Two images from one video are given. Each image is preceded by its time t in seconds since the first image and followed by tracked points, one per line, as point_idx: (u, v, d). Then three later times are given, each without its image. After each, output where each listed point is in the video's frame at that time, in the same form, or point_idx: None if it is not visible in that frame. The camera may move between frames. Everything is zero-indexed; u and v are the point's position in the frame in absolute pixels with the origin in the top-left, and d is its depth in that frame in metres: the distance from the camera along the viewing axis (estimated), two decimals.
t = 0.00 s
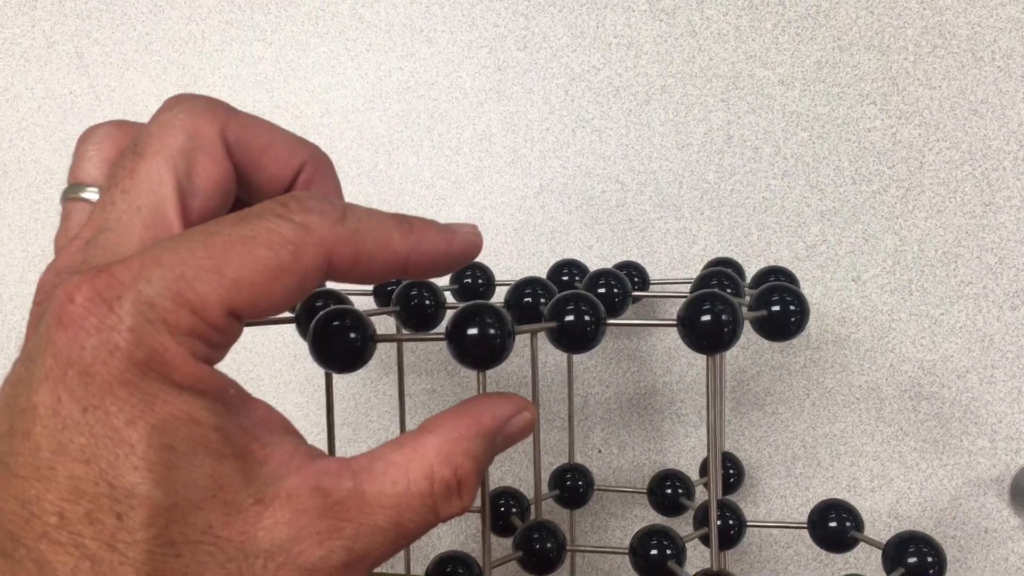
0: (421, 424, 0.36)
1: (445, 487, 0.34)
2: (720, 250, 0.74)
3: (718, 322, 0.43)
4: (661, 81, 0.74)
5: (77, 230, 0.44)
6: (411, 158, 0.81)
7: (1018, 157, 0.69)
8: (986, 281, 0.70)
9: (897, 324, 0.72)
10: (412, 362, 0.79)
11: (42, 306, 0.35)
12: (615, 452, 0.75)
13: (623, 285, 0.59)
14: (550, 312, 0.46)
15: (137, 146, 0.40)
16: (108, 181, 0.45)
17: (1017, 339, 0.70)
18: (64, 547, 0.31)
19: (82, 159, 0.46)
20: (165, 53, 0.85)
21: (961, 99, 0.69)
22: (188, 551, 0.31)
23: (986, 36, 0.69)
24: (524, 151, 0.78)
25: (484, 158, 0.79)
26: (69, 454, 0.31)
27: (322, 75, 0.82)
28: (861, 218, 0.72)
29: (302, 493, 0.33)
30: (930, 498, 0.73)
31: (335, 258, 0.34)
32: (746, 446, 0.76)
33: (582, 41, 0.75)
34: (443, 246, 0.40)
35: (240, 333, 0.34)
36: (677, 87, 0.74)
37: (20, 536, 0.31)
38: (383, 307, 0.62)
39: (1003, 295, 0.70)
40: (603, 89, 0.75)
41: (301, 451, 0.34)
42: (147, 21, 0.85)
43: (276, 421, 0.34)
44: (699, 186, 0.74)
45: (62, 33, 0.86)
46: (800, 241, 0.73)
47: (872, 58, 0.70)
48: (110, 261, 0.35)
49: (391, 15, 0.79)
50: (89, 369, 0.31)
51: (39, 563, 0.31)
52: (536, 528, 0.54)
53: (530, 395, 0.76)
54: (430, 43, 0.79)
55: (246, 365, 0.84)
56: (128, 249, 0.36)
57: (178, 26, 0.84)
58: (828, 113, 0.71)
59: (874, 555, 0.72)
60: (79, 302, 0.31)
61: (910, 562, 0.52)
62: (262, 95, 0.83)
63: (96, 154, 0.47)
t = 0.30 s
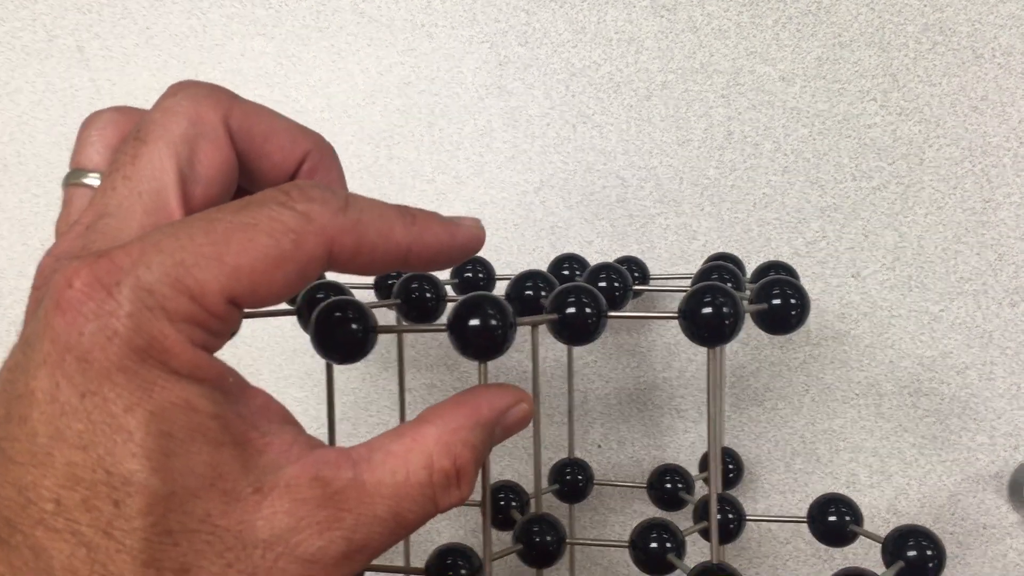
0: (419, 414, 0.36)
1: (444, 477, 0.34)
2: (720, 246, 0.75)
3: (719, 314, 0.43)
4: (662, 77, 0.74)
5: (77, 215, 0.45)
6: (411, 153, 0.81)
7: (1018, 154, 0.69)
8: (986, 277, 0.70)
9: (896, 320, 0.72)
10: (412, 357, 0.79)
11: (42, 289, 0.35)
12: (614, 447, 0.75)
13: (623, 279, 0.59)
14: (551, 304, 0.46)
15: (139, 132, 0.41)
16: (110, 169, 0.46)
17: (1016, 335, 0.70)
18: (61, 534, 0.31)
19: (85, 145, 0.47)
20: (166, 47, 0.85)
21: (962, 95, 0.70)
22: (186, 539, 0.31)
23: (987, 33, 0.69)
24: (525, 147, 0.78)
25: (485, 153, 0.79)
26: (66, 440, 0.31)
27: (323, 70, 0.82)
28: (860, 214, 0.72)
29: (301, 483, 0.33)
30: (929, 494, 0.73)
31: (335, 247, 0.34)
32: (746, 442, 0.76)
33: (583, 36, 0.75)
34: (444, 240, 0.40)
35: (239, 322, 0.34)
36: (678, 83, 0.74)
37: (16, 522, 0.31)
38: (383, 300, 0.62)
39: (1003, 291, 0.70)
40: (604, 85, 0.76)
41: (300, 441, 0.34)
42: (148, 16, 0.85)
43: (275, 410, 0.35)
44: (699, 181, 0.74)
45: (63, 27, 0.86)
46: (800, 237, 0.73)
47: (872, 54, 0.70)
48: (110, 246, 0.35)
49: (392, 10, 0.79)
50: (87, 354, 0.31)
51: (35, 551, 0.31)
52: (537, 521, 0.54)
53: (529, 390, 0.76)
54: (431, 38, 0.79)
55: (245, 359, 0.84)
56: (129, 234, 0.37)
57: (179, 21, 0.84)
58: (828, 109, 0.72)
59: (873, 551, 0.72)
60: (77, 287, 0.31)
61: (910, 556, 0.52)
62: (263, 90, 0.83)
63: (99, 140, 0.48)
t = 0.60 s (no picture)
0: (423, 411, 0.36)
1: (448, 474, 0.34)
2: (717, 244, 0.75)
3: (716, 311, 0.43)
4: (659, 75, 0.74)
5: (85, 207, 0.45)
6: (408, 151, 0.81)
7: (1013, 154, 0.69)
8: (981, 276, 0.71)
9: (893, 319, 0.72)
10: (409, 354, 0.79)
11: (49, 281, 0.35)
12: (610, 445, 0.75)
13: (620, 276, 0.59)
14: (548, 301, 0.46)
15: (149, 126, 0.41)
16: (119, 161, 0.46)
17: (1011, 334, 0.70)
18: (64, 526, 0.31)
19: (95, 137, 0.47)
20: (163, 44, 0.85)
21: (958, 95, 0.70)
22: (190, 534, 0.31)
23: (983, 32, 0.69)
24: (522, 145, 0.78)
25: (482, 151, 0.79)
26: (71, 432, 0.31)
27: (321, 68, 0.82)
28: (857, 213, 0.72)
29: (306, 479, 0.33)
30: (925, 492, 0.73)
31: (344, 245, 0.34)
32: (742, 440, 0.76)
33: (580, 35, 0.75)
34: (454, 240, 0.40)
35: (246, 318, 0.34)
36: (675, 81, 0.74)
37: (20, 514, 0.31)
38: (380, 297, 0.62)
39: (998, 290, 0.70)
40: (601, 83, 0.76)
41: (304, 438, 0.35)
42: (145, 12, 0.84)
43: (279, 407, 0.35)
44: (696, 180, 0.74)
45: (60, 24, 0.86)
46: (797, 236, 0.73)
47: (869, 54, 0.71)
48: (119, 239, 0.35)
49: (389, 7, 0.79)
50: (95, 347, 0.31)
51: (38, 542, 0.31)
52: (533, 517, 0.54)
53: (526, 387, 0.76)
54: (429, 36, 0.79)
55: (242, 357, 0.83)
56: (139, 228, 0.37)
57: (176, 18, 0.84)
58: (825, 108, 0.72)
59: (868, 549, 0.72)
60: (86, 279, 0.31)
61: (905, 553, 0.52)
62: (260, 87, 0.83)
63: (109, 133, 0.48)
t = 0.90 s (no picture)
0: (422, 406, 0.36)
1: (447, 469, 0.34)
2: (713, 246, 0.75)
3: (711, 315, 0.43)
4: (655, 77, 0.74)
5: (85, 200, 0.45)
6: (405, 153, 0.81)
7: (1009, 155, 0.69)
8: (978, 278, 0.71)
9: (889, 321, 0.72)
10: (405, 357, 0.79)
11: (50, 272, 0.35)
12: (607, 447, 0.75)
13: (616, 279, 0.59)
14: (543, 305, 0.46)
15: (151, 118, 0.41)
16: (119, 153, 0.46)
17: (1007, 336, 0.70)
18: (62, 520, 0.31)
19: (96, 129, 0.47)
20: (158, 47, 0.84)
21: (953, 96, 0.70)
22: (189, 528, 0.31)
23: (978, 34, 0.69)
24: (518, 147, 0.78)
25: (478, 153, 0.79)
26: (70, 426, 0.31)
27: (316, 70, 0.82)
28: (853, 215, 0.72)
29: (306, 473, 0.33)
30: (921, 494, 0.73)
31: (346, 240, 0.34)
32: (739, 442, 0.76)
33: (576, 37, 0.75)
34: (457, 235, 0.40)
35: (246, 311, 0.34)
36: (671, 83, 0.74)
37: (18, 508, 0.31)
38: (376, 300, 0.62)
39: (994, 292, 0.70)
40: (597, 85, 0.75)
41: (305, 432, 0.34)
42: (141, 15, 0.84)
43: (280, 401, 0.34)
44: (692, 182, 0.74)
45: (56, 27, 0.86)
46: (793, 237, 0.73)
47: (865, 55, 0.71)
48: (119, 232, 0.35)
49: (385, 9, 0.79)
50: (94, 340, 0.31)
51: (36, 536, 0.31)
52: (529, 521, 0.54)
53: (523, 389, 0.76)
54: (424, 38, 0.79)
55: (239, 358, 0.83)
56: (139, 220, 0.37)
57: (172, 21, 0.84)
58: (821, 110, 0.72)
59: (865, 551, 0.72)
60: (85, 271, 0.31)
61: (900, 557, 0.52)
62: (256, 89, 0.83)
63: (110, 125, 0.47)
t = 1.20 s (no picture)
0: (424, 402, 0.35)
1: (450, 466, 0.34)
2: (719, 241, 0.74)
3: (717, 312, 0.43)
4: (661, 71, 0.74)
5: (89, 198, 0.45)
6: (409, 147, 0.80)
7: (1017, 150, 0.69)
8: (985, 274, 0.70)
9: (896, 317, 0.72)
10: (410, 352, 0.78)
11: (53, 270, 0.35)
12: (611, 442, 0.75)
13: (621, 275, 0.59)
14: (549, 301, 0.46)
15: (155, 116, 0.41)
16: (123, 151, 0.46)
17: (1014, 332, 0.70)
18: (66, 517, 0.31)
19: (100, 128, 0.47)
20: (162, 40, 0.84)
21: (962, 91, 0.69)
22: (192, 525, 0.31)
23: (987, 28, 0.68)
24: (523, 141, 0.77)
25: (483, 148, 0.79)
26: (73, 423, 0.31)
27: (321, 63, 0.81)
28: (860, 210, 0.71)
29: (309, 470, 0.33)
30: (927, 490, 0.73)
31: (349, 238, 0.34)
32: (744, 438, 0.76)
33: (582, 30, 0.75)
34: (462, 234, 0.39)
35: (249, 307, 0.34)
36: (677, 77, 0.73)
37: (22, 505, 0.31)
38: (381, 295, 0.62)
39: (1002, 288, 0.70)
40: (603, 79, 0.75)
41: (308, 429, 0.34)
42: (145, 7, 0.84)
43: (282, 398, 0.35)
44: (698, 177, 0.74)
45: (60, 20, 0.85)
46: (799, 233, 0.73)
47: (872, 49, 0.70)
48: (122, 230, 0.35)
49: (390, 2, 0.79)
50: (97, 337, 0.31)
51: (40, 533, 0.31)
52: (534, 517, 0.54)
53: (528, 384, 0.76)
54: (429, 31, 0.78)
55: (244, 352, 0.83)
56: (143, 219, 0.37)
57: (176, 14, 0.84)
58: (828, 104, 0.71)
59: (870, 547, 0.72)
60: (88, 268, 0.31)
61: (907, 554, 0.52)
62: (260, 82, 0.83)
63: (114, 122, 0.47)
